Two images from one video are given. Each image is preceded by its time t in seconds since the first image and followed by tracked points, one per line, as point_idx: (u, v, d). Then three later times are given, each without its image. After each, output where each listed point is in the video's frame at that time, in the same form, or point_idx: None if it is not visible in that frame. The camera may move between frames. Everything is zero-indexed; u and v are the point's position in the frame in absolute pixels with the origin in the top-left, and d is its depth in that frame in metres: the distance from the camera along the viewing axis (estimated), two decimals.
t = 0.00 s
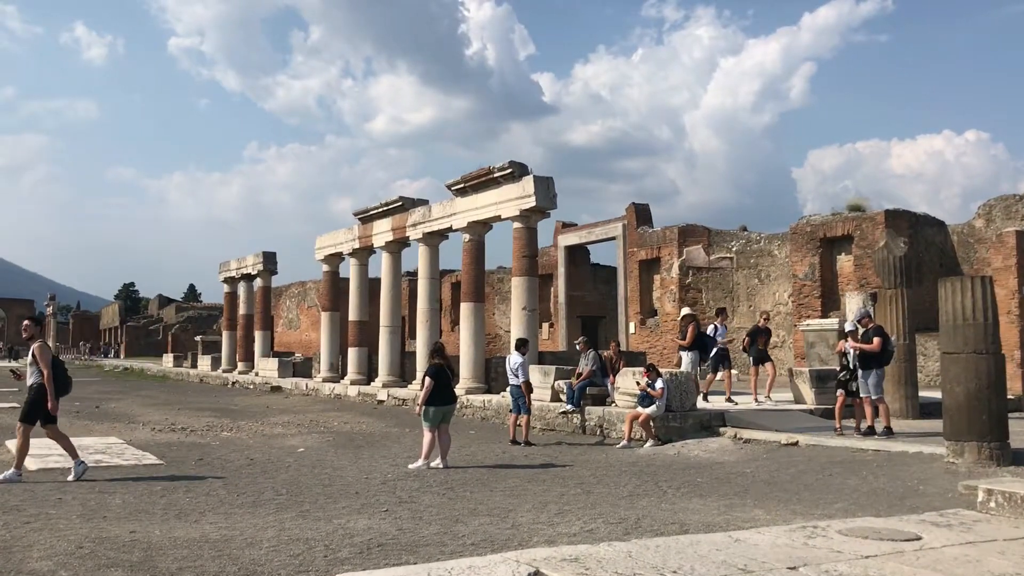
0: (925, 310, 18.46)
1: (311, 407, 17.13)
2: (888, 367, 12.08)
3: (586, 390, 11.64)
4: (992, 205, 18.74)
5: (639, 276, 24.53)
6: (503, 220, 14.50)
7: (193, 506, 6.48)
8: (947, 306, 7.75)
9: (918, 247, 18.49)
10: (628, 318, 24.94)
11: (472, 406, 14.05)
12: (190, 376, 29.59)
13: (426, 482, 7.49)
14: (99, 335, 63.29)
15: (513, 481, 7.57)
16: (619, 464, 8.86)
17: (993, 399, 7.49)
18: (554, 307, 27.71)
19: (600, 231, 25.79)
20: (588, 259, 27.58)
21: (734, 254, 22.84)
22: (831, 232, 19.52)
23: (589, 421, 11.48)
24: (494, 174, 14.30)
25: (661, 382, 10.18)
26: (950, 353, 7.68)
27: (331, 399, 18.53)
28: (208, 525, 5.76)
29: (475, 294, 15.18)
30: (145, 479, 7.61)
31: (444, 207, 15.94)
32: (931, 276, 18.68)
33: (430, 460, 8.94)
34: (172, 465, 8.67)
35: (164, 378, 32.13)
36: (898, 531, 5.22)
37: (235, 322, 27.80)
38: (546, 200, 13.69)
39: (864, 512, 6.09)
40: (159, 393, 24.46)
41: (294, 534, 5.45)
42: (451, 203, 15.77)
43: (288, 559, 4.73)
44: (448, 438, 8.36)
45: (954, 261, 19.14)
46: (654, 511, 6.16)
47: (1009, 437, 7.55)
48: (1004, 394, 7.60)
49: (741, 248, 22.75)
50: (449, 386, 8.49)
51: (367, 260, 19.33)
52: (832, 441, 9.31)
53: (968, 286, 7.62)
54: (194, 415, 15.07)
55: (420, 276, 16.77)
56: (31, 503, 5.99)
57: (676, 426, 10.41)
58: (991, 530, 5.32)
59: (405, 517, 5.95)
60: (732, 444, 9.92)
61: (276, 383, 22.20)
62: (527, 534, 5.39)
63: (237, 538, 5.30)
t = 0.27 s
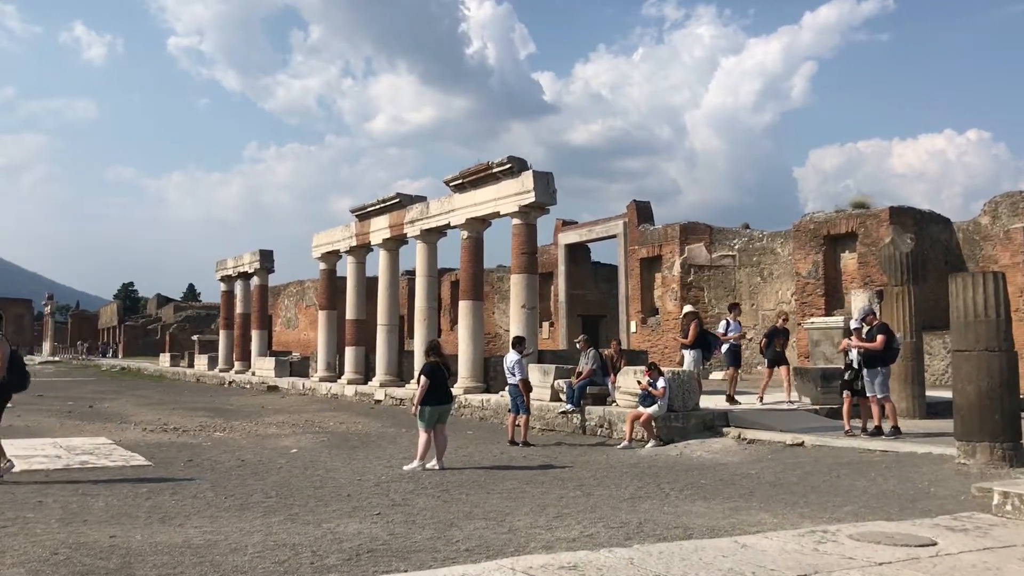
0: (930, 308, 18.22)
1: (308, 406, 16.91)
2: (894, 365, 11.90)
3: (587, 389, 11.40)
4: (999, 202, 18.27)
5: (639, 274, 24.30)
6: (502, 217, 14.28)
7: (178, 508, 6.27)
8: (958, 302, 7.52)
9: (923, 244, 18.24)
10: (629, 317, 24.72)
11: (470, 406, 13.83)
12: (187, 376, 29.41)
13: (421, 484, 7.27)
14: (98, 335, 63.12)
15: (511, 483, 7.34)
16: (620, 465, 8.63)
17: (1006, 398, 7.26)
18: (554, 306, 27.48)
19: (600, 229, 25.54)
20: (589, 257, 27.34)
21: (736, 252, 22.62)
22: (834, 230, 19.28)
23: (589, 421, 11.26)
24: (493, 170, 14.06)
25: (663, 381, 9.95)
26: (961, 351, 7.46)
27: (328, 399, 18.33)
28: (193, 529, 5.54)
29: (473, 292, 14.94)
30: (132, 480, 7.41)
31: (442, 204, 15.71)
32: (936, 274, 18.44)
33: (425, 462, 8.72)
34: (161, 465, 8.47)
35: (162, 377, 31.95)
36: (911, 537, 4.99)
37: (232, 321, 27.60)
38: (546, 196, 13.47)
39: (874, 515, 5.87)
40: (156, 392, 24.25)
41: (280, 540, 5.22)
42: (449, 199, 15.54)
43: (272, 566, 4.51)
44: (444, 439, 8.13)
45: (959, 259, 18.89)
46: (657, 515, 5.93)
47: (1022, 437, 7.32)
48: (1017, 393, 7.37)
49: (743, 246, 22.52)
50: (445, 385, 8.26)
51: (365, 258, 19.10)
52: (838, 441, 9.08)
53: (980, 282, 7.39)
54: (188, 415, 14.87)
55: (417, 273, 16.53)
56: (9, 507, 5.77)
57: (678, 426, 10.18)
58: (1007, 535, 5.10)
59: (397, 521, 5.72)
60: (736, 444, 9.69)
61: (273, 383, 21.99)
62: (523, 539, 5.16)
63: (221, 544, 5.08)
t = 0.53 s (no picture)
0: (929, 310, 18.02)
1: (300, 409, 16.69)
2: (893, 368, 11.66)
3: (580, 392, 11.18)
4: (998, 202, 18.10)
5: (636, 275, 24.10)
6: (495, 217, 14.05)
7: (154, 519, 6.04)
8: (961, 304, 7.31)
9: (922, 245, 18.04)
10: (625, 318, 24.52)
11: (464, 409, 13.61)
12: (180, 377, 29.14)
13: (407, 492, 7.04)
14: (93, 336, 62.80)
15: (501, 490, 7.13)
16: (614, 471, 8.42)
17: (1011, 403, 7.04)
18: (551, 307, 27.28)
19: (596, 229, 25.33)
20: (585, 258, 27.14)
21: (733, 253, 22.43)
22: (832, 230, 19.08)
23: (584, 425, 11.04)
24: (486, 169, 13.84)
25: (658, 384, 9.75)
26: (964, 354, 7.25)
27: (320, 401, 18.09)
28: (166, 542, 5.31)
29: (467, 293, 14.71)
30: (110, 488, 7.17)
31: (435, 204, 15.48)
32: (935, 274, 18.24)
33: (414, 468, 8.51)
34: (142, 471, 8.23)
35: (155, 379, 31.66)
36: (916, 550, 4.78)
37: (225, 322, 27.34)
38: (539, 195, 13.25)
39: (876, 525, 5.66)
40: (147, 394, 24.01)
41: (256, 553, 4.99)
42: (442, 199, 15.32)
43: None
44: (433, 444, 7.91)
45: (959, 260, 18.70)
46: (651, 526, 5.71)
47: None
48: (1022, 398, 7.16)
49: (740, 246, 22.32)
50: (434, 389, 8.03)
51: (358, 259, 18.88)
52: (837, 446, 8.87)
53: (983, 282, 7.18)
54: (177, 417, 14.63)
55: (410, 274, 16.30)
56: None
57: (674, 430, 9.97)
58: (1015, 547, 4.89)
59: (380, 533, 5.51)
60: (733, 449, 9.48)
61: (265, 385, 21.76)
62: (511, 552, 4.95)
63: (194, 558, 4.85)
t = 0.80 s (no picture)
0: (922, 308, 17.87)
1: (286, 408, 16.46)
2: (885, 366, 11.47)
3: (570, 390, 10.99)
4: (991, 200, 18.16)
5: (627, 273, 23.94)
6: (484, 212, 13.86)
7: (123, 520, 5.82)
8: (954, 299, 7.15)
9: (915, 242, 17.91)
10: (617, 316, 24.35)
11: (452, 407, 13.41)
12: (168, 376, 28.85)
13: (388, 492, 6.84)
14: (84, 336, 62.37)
15: (485, 490, 6.93)
16: (601, 470, 8.24)
17: (1006, 401, 6.88)
18: (542, 306, 27.08)
19: (588, 227, 25.16)
20: (577, 256, 26.97)
21: (725, 251, 22.28)
22: (824, 227, 18.94)
23: (573, 423, 10.85)
24: (475, 164, 13.66)
25: (648, 382, 9.58)
26: (960, 351, 7.09)
27: (308, 400, 17.86)
28: (132, 544, 5.10)
29: (455, 290, 14.51)
30: (80, 487, 6.95)
31: (423, 199, 15.28)
32: (928, 272, 18.12)
33: (397, 467, 8.31)
34: (117, 471, 8.01)
35: (143, 378, 31.37)
36: (910, 551, 4.61)
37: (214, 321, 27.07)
38: (529, 191, 13.06)
39: (869, 525, 5.48)
40: (134, 393, 23.74)
41: (224, 555, 4.79)
42: (430, 195, 15.12)
43: None
44: (417, 443, 7.72)
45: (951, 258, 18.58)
46: (637, 526, 5.52)
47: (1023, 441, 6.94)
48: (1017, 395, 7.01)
49: (732, 244, 22.18)
50: (417, 386, 7.83)
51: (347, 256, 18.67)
52: (829, 444, 8.69)
53: (978, 277, 7.02)
54: (160, 416, 14.39)
55: (398, 271, 16.08)
56: None
57: (664, 428, 9.78)
58: (1013, 548, 4.71)
59: (356, 534, 5.30)
60: (723, 447, 9.31)
61: (253, 384, 21.53)
62: (490, 554, 4.76)
63: (159, 561, 4.64)
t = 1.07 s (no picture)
0: (912, 310, 17.76)
1: (269, 412, 16.21)
2: (875, 370, 11.32)
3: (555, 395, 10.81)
4: (982, 200, 18.08)
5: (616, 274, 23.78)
6: (470, 213, 13.65)
7: (86, 534, 5.58)
8: (948, 304, 6.99)
9: (905, 244, 17.80)
10: (606, 318, 24.18)
11: (437, 411, 13.20)
12: (152, 378, 28.52)
13: (365, 502, 6.62)
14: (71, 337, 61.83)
15: (466, 500, 6.73)
16: (586, 477, 8.04)
17: (1000, 408, 6.72)
18: (531, 307, 26.88)
19: (577, 228, 24.97)
20: (566, 257, 26.79)
21: (714, 253, 22.14)
22: (814, 229, 18.81)
23: (559, 428, 10.65)
24: (461, 164, 13.45)
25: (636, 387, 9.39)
26: (952, 356, 6.91)
27: (292, 403, 17.61)
28: (91, 561, 4.86)
29: (441, 291, 14.30)
30: (46, 498, 6.70)
31: (409, 200, 15.05)
32: (918, 274, 18.02)
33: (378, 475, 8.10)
34: (87, 479, 7.76)
35: (127, 380, 31.01)
36: (904, 568, 4.41)
37: (198, 322, 26.77)
38: (515, 191, 12.85)
39: (861, 538, 5.30)
40: (117, 396, 23.42)
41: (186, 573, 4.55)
42: (416, 195, 14.90)
43: None
44: (397, 451, 7.50)
45: (941, 259, 18.49)
46: (621, 540, 5.33)
47: (1017, 449, 6.79)
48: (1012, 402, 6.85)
49: (722, 246, 22.05)
50: (398, 392, 7.61)
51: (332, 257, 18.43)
52: (819, 450, 8.52)
53: (971, 281, 6.87)
54: (140, 420, 14.11)
55: (383, 273, 15.85)
56: None
57: (651, 434, 9.60)
58: (1011, 564, 4.53)
59: (328, 550, 5.09)
60: (711, 453, 9.13)
61: (237, 386, 21.26)
62: (467, 571, 4.55)
63: None
